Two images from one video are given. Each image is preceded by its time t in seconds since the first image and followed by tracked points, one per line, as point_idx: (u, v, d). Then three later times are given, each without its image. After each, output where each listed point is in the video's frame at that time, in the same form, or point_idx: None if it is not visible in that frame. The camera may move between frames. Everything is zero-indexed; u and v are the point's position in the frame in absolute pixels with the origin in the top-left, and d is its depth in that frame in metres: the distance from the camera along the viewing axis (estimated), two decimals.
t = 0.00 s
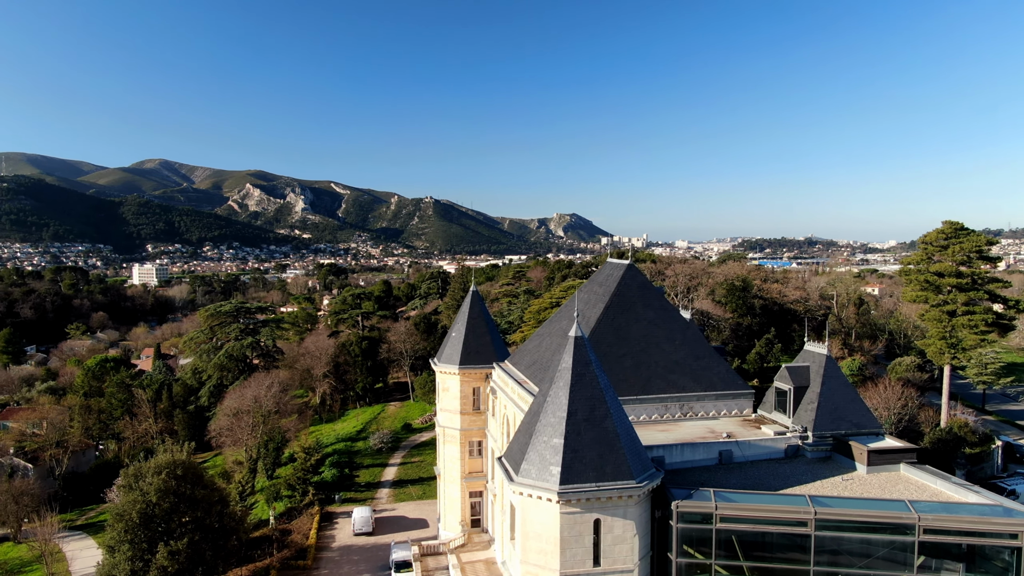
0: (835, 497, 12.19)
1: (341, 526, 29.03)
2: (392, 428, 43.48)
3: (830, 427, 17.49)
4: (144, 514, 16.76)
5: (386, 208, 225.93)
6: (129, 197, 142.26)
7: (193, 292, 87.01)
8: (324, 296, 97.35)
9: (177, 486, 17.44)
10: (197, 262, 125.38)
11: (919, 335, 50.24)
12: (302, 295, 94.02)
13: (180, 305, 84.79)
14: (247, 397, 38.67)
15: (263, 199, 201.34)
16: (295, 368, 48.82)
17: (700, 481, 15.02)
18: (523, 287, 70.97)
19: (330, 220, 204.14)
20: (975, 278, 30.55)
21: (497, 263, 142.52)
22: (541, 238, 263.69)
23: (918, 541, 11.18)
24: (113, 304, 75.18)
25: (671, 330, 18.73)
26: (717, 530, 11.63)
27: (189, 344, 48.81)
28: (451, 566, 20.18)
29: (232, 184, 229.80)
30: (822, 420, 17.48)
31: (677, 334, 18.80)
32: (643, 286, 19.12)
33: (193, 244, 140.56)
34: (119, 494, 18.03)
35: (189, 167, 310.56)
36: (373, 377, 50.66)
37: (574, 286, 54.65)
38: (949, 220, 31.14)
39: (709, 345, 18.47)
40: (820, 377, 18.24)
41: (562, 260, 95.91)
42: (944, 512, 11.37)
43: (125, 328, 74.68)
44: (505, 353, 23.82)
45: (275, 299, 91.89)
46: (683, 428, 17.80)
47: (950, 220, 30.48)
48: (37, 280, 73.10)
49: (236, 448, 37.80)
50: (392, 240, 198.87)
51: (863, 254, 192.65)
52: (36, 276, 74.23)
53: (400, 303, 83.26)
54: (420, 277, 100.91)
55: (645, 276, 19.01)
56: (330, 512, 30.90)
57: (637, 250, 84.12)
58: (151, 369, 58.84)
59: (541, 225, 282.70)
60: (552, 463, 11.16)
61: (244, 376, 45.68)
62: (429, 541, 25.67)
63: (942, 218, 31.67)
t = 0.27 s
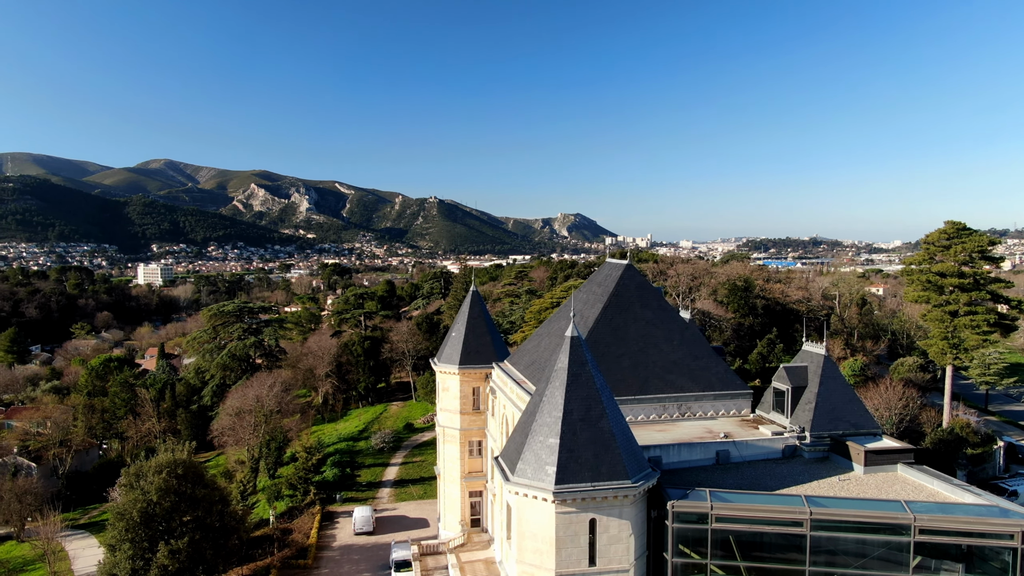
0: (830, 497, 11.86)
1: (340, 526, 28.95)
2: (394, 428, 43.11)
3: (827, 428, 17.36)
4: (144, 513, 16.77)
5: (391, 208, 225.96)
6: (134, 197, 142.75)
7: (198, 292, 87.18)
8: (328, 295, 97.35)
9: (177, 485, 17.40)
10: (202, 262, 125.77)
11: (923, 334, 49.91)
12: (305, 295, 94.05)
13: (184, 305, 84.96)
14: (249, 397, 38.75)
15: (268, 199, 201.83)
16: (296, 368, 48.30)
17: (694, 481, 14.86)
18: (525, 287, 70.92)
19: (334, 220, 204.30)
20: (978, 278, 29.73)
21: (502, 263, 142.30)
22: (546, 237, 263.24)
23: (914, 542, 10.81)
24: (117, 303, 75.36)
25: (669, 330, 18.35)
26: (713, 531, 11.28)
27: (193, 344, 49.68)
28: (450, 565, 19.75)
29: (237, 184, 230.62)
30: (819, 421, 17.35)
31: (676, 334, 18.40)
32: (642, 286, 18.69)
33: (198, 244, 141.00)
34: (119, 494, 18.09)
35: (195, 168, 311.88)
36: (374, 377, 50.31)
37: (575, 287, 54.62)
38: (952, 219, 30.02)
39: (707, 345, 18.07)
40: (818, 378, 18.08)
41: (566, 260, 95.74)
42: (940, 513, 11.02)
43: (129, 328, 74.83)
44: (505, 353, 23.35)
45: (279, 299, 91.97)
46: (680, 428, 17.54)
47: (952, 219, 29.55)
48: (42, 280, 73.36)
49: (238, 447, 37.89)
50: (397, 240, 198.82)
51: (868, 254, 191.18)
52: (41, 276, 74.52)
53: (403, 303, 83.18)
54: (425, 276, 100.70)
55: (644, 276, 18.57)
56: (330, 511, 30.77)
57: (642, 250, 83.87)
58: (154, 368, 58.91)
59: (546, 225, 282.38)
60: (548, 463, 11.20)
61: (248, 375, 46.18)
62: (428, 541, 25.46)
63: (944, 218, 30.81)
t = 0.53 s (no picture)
0: (824, 497, 11.59)
1: (341, 524, 28.30)
2: (393, 428, 42.46)
3: (824, 427, 16.59)
4: (144, 511, 16.36)
5: (394, 208, 225.92)
6: (138, 197, 143.20)
7: (201, 291, 87.06)
8: (331, 295, 97.19)
9: (177, 485, 16.97)
10: (205, 262, 125.73)
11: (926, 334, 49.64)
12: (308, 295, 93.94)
13: (187, 305, 84.93)
14: (251, 397, 38.80)
15: (272, 199, 202.02)
16: (299, 368, 48.56)
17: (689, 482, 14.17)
18: (526, 287, 70.80)
19: (337, 220, 204.22)
20: (978, 279, 29.15)
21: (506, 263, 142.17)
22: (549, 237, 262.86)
23: (908, 542, 10.54)
24: (121, 303, 75.31)
25: (666, 330, 17.56)
26: (707, 530, 11.04)
27: (193, 344, 48.75)
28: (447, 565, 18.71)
29: (240, 185, 230.94)
30: (816, 420, 16.59)
31: (673, 334, 17.63)
32: (639, 286, 17.81)
33: (201, 244, 141.03)
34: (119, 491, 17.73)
35: (198, 168, 312.43)
36: (376, 377, 50.06)
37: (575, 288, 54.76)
38: (953, 220, 29.36)
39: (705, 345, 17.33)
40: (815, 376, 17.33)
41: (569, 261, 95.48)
42: (935, 512, 10.73)
43: (132, 327, 74.81)
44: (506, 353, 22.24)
45: (282, 299, 91.97)
46: (677, 428, 16.78)
47: (953, 220, 28.96)
48: (45, 280, 73.48)
49: (238, 447, 37.48)
50: (399, 240, 198.69)
51: (871, 254, 192.87)
52: (45, 276, 74.63)
53: (406, 302, 83.07)
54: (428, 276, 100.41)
55: (642, 275, 17.70)
56: (331, 510, 30.07)
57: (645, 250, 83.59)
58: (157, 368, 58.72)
59: (549, 225, 282.07)
60: (541, 462, 10.75)
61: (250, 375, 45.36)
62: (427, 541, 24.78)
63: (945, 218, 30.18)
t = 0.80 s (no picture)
0: (819, 497, 11.47)
1: (341, 524, 28.18)
2: (393, 428, 42.34)
3: (820, 427, 16.42)
4: (142, 511, 16.35)
5: (397, 208, 226.02)
6: (141, 197, 143.55)
7: (204, 291, 87.10)
8: (335, 294, 97.21)
9: (176, 484, 16.92)
10: (208, 262, 125.86)
11: (926, 334, 49.51)
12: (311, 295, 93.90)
13: (190, 305, 85.00)
14: (251, 396, 38.84)
15: (274, 199, 202.36)
16: (300, 367, 48.69)
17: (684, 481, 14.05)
18: (527, 287, 70.82)
19: (340, 220, 204.23)
20: (978, 279, 29.07)
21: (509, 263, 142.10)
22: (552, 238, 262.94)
23: (902, 542, 10.41)
24: (124, 303, 75.38)
25: (663, 330, 17.46)
26: (701, 530, 10.93)
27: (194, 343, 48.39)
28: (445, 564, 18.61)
29: (243, 185, 231.35)
30: (812, 420, 16.43)
31: (669, 334, 17.55)
32: (636, 286, 17.72)
33: (204, 244, 141.19)
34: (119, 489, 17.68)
35: (200, 168, 312.98)
36: (377, 377, 49.98)
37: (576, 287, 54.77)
38: (953, 219, 29.28)
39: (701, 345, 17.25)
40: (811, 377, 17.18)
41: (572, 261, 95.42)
42: (928, 513, 10.62)
43: (135, 327, 74.93)
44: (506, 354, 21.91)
45: (284, 299, 92.02)
46: (672, 429, 16.70)
47: (953, 220, 28.91)
48: (48, 280, 73.67)
49: (239, 447, 37.18)
50: (402, 240, 198.72)
51: (874, 254, 193.45)
52: (48, 276, 74.82)
53: (408, 302, 83.02)
54: (431, 276, 100.33)
55: (639, 275, 17.61)
56: (330, 510, 29.98)
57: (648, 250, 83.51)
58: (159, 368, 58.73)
59: (552, 225, 282.35)
60: (536, 462, 10.75)
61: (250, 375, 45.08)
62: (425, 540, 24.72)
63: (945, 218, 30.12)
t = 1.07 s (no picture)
0: (812, 497, 11.44)
1: (340, 524, 28.15)
2: (394, 428, 42.30)
3: (816, 427, 16.33)
4: (142, 510, 16.32)
5: (399, 208, 225.97)
6: (143, 197, 143.77)
7: (206, 291, 87.10)
8: (337, 294, 97.18)
9: (175, 483, 16.91)
10: (210, 262, 125.92)
11: (927, 334, 49.39)
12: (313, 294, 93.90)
13: (192, 304, 84.96)
14: (250, 397, 38.71)
15: (277, 199, 202.48)
16: (301, 368, 48.71)
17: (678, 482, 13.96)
18: (528, 287, 70.81)
19: (342, 220, 204.14)
20: (979, 279, 29.02)
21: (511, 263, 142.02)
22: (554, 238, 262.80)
23: (895, 542, 10.38)
24: (126, 303, 75.34)
25: (659, 331, 17.36)
26: (695, 530, 10.90)
27: (196, 344, 47.52)
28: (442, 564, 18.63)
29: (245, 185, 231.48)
30: (808, 420, 16.33)
31: (666, 334, 17.45)
32: (632, 287, 17.66)
33: (207, 243, 141.24)
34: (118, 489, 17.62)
35: (202, 168, 313.15)
36: (377, 377, 49.94)
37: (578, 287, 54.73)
38: (953, 220, 29.20)
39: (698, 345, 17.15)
40: (807, 377, 17.07)
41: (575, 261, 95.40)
42: (921, 512, 10.59)
43: (137, 327, 74.96)
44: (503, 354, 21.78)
45: (286, 299, 91.97)
46: (669, 428, 16.50)
47: (954, 221, 28.84)
48: (51, 280, 73.72)
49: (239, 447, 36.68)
50: (404, 240, 198.73)
51: (877, 254, 193.35)
52: (50, 276, 74.86)
53: (409, 302, 82.93)
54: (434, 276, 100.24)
55: (635, 276, 17.56)
56: (329, 510, 29.92)
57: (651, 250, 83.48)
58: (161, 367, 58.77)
59: (554, 225, 282.21)
60: (530, 462, 10.74)
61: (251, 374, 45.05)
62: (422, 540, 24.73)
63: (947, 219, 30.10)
